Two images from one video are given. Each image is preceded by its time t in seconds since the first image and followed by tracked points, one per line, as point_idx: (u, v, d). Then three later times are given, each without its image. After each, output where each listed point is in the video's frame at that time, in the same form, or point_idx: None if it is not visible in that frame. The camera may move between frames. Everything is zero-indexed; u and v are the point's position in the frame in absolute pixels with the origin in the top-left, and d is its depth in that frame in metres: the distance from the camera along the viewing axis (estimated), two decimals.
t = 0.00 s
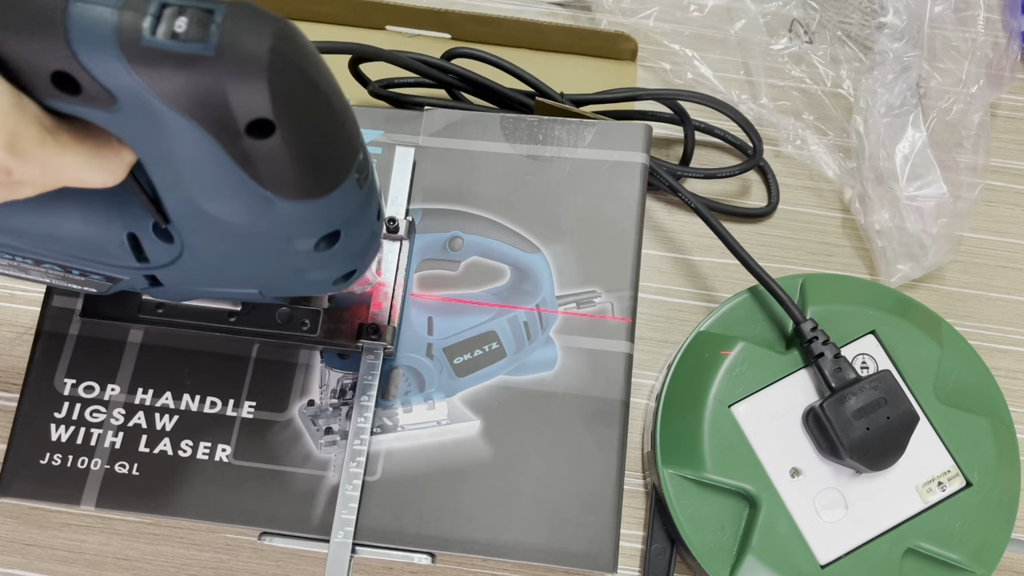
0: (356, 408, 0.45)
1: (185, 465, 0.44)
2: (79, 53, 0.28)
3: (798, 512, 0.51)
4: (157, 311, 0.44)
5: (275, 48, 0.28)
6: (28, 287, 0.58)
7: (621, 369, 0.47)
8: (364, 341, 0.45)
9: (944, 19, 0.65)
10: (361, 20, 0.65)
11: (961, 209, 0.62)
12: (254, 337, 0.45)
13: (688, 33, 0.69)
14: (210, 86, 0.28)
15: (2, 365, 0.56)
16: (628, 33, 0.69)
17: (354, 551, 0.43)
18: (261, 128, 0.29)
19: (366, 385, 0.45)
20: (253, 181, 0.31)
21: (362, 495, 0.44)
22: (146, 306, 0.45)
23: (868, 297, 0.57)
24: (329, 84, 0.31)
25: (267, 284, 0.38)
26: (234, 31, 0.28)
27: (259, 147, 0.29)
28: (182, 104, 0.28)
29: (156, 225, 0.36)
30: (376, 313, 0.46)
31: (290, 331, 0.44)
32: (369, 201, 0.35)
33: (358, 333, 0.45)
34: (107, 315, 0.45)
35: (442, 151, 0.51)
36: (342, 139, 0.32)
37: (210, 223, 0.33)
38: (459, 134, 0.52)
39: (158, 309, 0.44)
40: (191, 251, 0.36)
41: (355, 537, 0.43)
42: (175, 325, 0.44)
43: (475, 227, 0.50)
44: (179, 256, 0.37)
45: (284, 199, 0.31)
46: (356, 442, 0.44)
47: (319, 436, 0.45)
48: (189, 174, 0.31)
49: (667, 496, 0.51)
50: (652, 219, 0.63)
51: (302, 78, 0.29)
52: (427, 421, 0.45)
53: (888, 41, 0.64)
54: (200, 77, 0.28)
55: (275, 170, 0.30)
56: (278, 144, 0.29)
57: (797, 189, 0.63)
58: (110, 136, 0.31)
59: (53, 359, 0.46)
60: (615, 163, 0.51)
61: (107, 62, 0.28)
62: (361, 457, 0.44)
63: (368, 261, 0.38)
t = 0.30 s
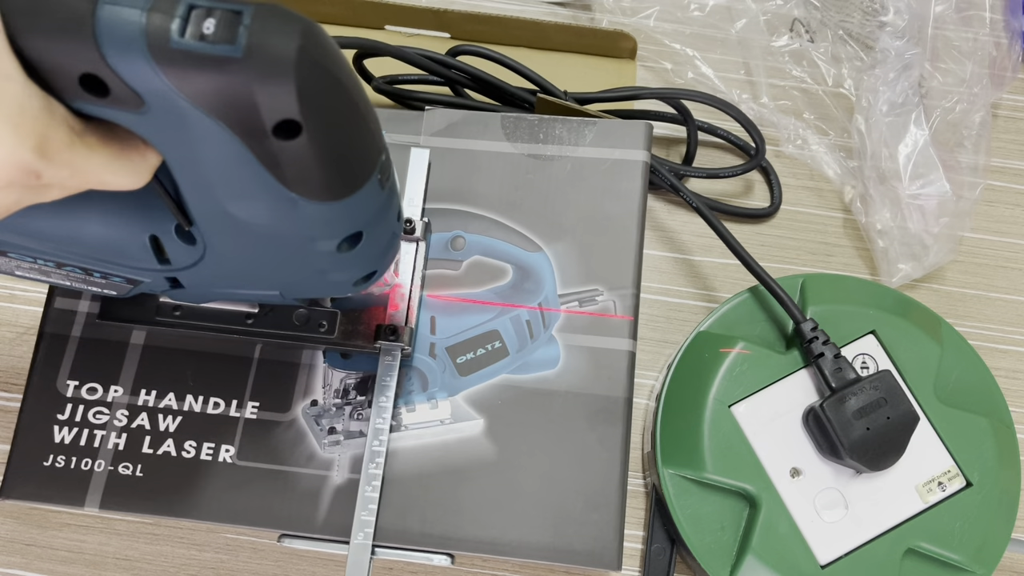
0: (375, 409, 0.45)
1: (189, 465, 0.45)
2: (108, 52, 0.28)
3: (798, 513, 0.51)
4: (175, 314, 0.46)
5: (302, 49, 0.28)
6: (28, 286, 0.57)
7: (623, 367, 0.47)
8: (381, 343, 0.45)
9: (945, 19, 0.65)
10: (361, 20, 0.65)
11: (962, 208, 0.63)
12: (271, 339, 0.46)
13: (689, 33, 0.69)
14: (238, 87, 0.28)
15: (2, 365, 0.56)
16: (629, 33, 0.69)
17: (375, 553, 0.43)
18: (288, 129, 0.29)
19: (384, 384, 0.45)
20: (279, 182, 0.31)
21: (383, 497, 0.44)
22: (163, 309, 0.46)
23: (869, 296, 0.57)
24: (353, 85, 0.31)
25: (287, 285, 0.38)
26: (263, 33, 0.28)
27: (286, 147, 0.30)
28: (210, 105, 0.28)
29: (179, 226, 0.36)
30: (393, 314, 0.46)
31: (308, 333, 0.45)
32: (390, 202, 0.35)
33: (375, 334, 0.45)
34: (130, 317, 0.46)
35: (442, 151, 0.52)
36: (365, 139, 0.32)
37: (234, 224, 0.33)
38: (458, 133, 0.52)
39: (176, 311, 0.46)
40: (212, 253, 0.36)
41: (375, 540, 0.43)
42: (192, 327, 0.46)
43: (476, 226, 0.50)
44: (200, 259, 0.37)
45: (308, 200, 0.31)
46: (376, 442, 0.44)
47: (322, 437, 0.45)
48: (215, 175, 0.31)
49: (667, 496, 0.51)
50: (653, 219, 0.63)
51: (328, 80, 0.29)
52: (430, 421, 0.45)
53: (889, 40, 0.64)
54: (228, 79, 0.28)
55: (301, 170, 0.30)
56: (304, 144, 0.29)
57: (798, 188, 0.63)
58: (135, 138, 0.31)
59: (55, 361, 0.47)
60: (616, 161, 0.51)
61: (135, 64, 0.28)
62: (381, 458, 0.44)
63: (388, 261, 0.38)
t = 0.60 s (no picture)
0: (395, 410, 0.45)
1: (193, 466, 0.45)
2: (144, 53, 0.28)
3: (798, 513, 0.51)
4: (196, 316, 0.46)
5: (335, 50, 0.29)
6: (30, 286, 0.57)
7: (626, 365, 0.47)
8: (402, 344, 0.45)
9: (947, 18, 0.65)
10: (361, 20, 0.65)
11: (965, 208, 0.63)
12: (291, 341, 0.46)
13: (691, 34, 0.69)
14: (272, 88, 0.28)
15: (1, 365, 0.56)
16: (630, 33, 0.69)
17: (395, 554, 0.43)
18: (320, 130, 0.29)
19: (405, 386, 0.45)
20: (309, 182, 0.31)
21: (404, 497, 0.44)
22: (184, 312, 0.46)
23: (869, 297, 0.57)
24: (382, 87, 0.31)
25: (313, 288, 0.38)
26: (297, 34, 0.28)
27: (318, 148, 0.30)
28: (244, 107, 0.29)
29: (206, 228, 0.36)
30: (414, 315, 0.46)
31: (329, 334, 0.45)
32: (415, 203, 0.35)
33: (397, 335, 0.45)
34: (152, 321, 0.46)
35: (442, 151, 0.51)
36: (394, 141, 0.32)
37: (263, 225, 0.34)
38: (458, 133, 0.52)
39: (197, 314, 0.46)
40: (238, 255, 0.36)
41: (398, 540, 0.43)
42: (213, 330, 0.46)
43: (478, 226, 0.50)
44: (226, 262, 0.37)
45: (337, 201, 0.32)
46: (396, 444, 0.44)
47: (326, 437, 0.45)
48: (245, 177, 0.31)
49: (667, 496, 0.51)
50: (654, 219, 0.63)
51: (360, 81, 0.30)
52: (434, 421, 0.45)
53: (891, 40, 0.64)
54: (263, 80, 0.28)
55: (331, 171, 0.31)
56: (336, 145, 0.30)
57: (799, 189, 0.64)
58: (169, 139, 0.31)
59: (58, 363, 0.48)
60: (618, 160, 0.51)
61: (172, 67, 0.28)
62: (402, 459, 0.44)
63: (412, 262, 0.39)
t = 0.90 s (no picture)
0: (419, 412, 0.45)
1: (196, 467, 0.45)
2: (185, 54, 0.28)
3: (799, 512, 0.51)
4: (221, 318, 0.45)
5: (371, 50, 0.28)
6: (30, 285, 0.57)
7: (630, 363, 0.47)
8: (426, 344, 0.45)
9: (951, 17, 0.65)
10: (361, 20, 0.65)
11: (969, 208, 0.63)
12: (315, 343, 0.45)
13: (694, 34, 0.69)
14: (309, 89, 0.28)
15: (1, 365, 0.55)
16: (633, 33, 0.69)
17: (422, 557, 0.43)
18: (355, 130, 0.29)
19: (430, 387, 0.45)
20: (342, 183, 0.31)
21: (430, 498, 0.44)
22: (208, 313, 0.45)
23: (869, 296, 0.57)
24: (414, 87, 0.31)
25: (341, 289, 0.38)
26: (333, 34, 0.28)
27: (353, 149, 0.30)
28: (280, 109, 0.28)
29: (236, 229, 0.36)
30: (438, 316, 0.46)
31: (353, 336, 0.44)
32: (443, 203, 0.35)
33: (421, 336, 0.45)
34: (177, 322, 0.45)
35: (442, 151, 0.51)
36: (426, 142, 0.32)
37: (295, 226, 0.33)
38: (458, 133, 0.52)
39: (222, 315, 0.45)
40: (268, 256, 0.36)
41: (424, 543, 0.43)
42: (239, 332, 0.45)
43: (478, 226, 0.50)
44: (256, 263, 0.37)
45: (370, 202, 0.31)
46: (422, 446, 0.44)
47: (330, 437, 0.46)
48: (280, 177, 0.31)
49: (667, 496, 0.51)
50: (655, 219, 0.63)
51: (395, 82, 0.29)
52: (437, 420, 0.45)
53: (896, 38, 0.64)
54: (299, 81, 0.28)
55: (365, 172, 0.30)
56: (371, 146, 0.30)
57: (801, 189, 0.64)
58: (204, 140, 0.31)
59: (61, 366, 0.47)
60: (618, 159, 0.51)
61: (209, 70, 0.27)
62: (427, 461, 0.44)
63: (439, 263, 0.39)
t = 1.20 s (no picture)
0: (448, 414, 0.45)
1: (197, 468, 0.45)
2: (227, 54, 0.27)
3: (799, 512, 0.51)
4: (250, 318, 0.46)
5: (415, 47, 0.28)
6: (30, 285, 0.57)
7: (631, 362, 0.47)
8: (455, 344, 0.45)
9: (953, 18, 0.65)
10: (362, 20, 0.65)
11: (971, 208, 0.63)
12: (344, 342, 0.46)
13: (700, 34, 0.69)
14: (354, 86, 0.28)
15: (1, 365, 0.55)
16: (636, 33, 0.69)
17: (454, 560, 0.43)
18: (396, 127, 0.29)
19: (461, 389, 0.45)
20: (383, 181, 0.30)
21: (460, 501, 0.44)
22: (238, 313, 0.46)
23: (869, 297, 0.57)
24: (455, 86, 0.31)
25: (375, 288, 0.38)
26: (377, 31, 0.28)
27: (395, 145, 0.29)
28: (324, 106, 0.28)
29: (274, 228, 0.35)
30: (466, 315, 0.46)
31: (382, 335, 0.45)
32: (479, 201, 0.35)
33: (450, 335, 0.45)
34: (206, 322, 0.46)
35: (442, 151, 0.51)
36: (465, 140, 0.32)
37: (333, 225, 0.33)
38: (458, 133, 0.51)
39: (251, 316, 0.46)
40: (304, 255, 0.35)
41: (455, 546, 0.43)
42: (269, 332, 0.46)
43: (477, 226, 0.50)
44: (291, 262, 0.36)
45: (409, 200, 0.31)
46: (451, 450, 0.44)
47: (331, 437, 0.45)
48: (321, 175, 0.31)
49: (667, 496, 0.51)
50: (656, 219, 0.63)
51: (437, 79, 0.29)
52: (439, 420, 0.45)
53: (902, 36, 0.65)
54: (344, 78, 0.27)
55: (406, 169, 0.30)
56: (412, 143, 0.29)
57: (803, 189, 0.63)
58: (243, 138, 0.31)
59: (62, 367, 0.47)
60: (619, 158, 0.51)
61: (254, 67, 0.27)
62: (457, 464, 0.44)
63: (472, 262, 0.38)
